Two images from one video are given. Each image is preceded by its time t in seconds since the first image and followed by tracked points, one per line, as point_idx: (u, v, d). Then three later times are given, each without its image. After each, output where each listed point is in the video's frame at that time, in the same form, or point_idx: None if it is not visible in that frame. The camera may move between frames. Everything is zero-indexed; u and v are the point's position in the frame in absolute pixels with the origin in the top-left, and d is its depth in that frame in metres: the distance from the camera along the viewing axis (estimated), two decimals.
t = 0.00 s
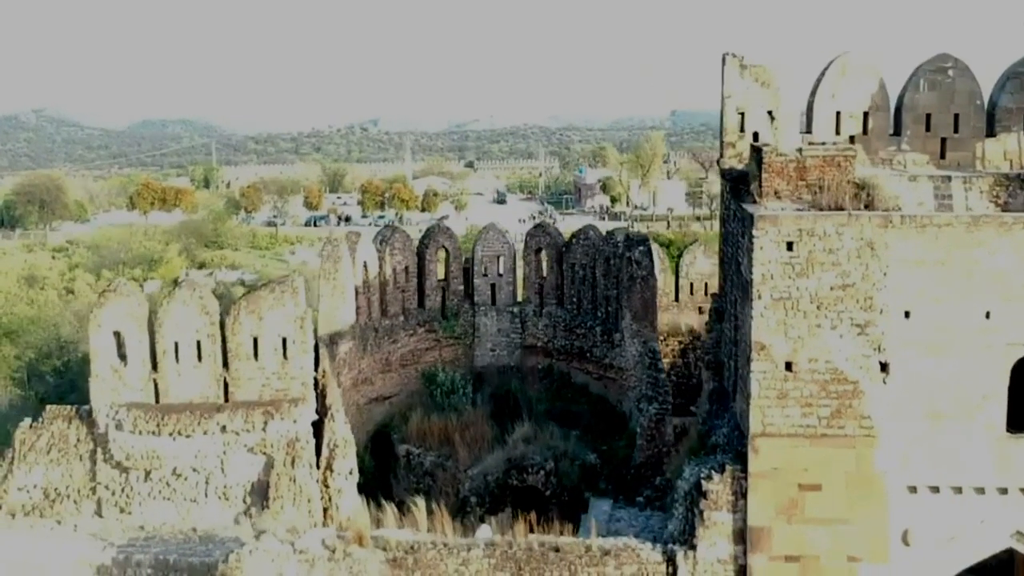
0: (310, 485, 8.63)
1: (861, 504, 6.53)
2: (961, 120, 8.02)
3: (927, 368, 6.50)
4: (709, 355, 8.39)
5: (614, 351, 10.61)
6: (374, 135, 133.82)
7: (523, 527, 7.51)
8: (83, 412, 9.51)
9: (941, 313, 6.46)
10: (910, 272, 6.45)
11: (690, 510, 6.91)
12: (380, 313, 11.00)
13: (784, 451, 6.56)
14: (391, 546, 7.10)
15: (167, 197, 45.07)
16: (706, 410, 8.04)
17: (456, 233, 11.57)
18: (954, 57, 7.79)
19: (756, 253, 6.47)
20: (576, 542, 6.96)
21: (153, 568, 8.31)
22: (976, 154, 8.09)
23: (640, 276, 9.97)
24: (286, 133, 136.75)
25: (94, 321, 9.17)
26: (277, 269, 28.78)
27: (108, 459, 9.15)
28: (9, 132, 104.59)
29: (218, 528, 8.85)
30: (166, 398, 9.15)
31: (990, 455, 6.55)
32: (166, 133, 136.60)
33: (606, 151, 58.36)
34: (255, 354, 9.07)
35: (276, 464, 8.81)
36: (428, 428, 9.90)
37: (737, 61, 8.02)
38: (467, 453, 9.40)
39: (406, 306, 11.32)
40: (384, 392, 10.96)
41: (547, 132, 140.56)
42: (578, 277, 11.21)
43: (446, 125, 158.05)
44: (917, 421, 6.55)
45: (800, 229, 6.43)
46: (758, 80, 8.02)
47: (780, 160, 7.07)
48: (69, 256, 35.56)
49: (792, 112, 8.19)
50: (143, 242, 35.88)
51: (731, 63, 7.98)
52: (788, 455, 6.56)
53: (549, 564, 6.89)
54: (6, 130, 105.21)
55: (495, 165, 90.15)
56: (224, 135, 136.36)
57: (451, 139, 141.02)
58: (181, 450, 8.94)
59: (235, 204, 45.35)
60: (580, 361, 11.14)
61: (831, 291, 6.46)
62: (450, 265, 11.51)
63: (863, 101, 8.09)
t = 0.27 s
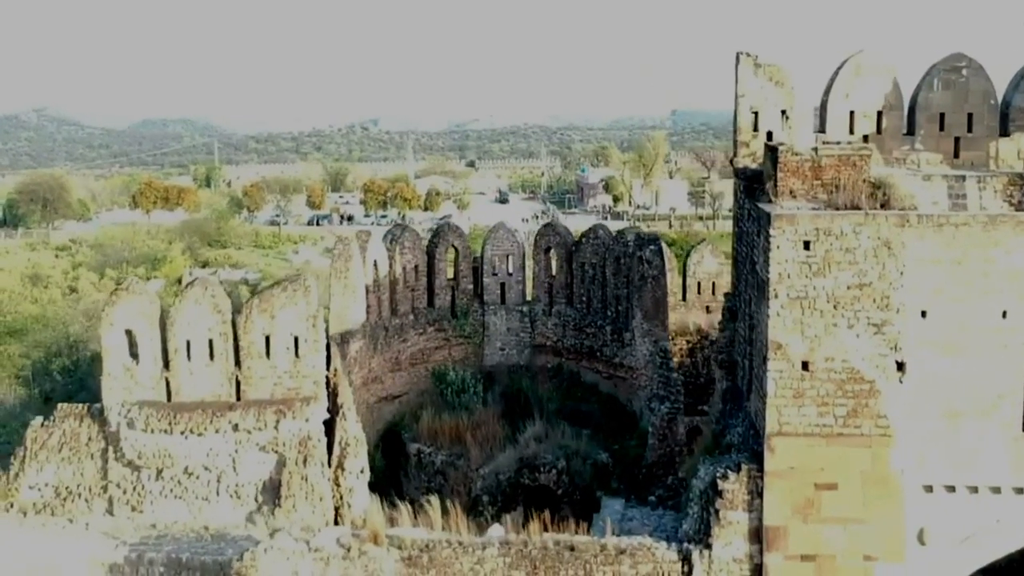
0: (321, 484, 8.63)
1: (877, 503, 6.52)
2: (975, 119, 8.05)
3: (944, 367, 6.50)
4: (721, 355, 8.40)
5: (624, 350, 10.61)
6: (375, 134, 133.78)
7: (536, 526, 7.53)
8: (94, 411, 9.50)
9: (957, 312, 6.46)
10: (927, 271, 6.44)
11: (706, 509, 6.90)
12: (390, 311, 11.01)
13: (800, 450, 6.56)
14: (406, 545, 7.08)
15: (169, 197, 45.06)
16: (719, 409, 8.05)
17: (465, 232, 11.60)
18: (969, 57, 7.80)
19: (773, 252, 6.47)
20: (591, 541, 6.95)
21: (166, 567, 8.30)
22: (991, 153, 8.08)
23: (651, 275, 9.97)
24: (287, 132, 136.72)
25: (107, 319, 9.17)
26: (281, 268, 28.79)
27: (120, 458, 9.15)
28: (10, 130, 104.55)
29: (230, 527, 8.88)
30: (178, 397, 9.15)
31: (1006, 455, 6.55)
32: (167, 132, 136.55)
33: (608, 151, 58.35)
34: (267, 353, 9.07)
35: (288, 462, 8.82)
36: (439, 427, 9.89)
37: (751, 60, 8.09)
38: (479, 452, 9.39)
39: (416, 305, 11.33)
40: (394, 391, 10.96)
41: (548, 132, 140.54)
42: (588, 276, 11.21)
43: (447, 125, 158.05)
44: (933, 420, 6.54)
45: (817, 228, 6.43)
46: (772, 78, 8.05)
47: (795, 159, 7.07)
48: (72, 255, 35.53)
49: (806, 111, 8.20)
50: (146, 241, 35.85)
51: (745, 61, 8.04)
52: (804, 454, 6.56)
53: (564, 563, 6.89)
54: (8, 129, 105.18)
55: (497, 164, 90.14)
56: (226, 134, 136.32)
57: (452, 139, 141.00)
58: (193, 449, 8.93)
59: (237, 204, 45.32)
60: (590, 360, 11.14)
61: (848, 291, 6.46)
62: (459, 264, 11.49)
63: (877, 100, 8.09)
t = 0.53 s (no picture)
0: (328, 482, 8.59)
1: (885, 501, 6.52)
2: (982, 118, 8.05)
3: (952, 365, 6.50)
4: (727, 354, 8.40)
5: (629, 349, 10.61)
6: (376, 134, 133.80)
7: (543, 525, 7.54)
8: (99, 410, 9.48)
9: (965, 310, 6.46)
10: (935, 269, 6.44)
11: (713, 508, 6.90)
12: (395, 311, 11.00)
13: (808, 448, 6.57)
14: (413, 543, 7.04)
15: (171, 196, 45.18)
16: (726, 408, 8.05)
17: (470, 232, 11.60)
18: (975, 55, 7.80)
19: (781, 250, 6.47)
20: (599, 539, 6.94)
21: (172, 566, 8.30)
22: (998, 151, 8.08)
23: (656, 274, 9.96)
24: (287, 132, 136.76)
25: (113, 319, 9.16)
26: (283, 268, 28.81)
27: (126, 458, 9.15)
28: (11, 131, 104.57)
29: (236, 526, 8.92)
30: (184, 396, 9.15)
31: (1014, 453, 6.54)
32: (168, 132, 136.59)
33: (608, 150, 58.34)
34: (273, 352, 9.06)
35: (294, 461, 8.82)
36: (445, 426, 9.89)
37: (758, 59, 8.02)
38: (484, 450, 9.39)
39: (420, 305, 11.32)
40: (398, 390, 10.96)
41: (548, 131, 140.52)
42: (593, 275, 11.21)
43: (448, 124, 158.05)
44: (941, 418, 6.54)
45: (825, 226, 6.44)
46: (778, 77, 7.97)
47: (803, 158, 7.08)
48: (73, 255, 35.54)
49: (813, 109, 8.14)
50: (148, 241, 35.86)
51: (752, 61, 7.98)
52: (812, 453, 6.57)
53: (571, 562, 6.89)
54: (8, 130, 105.21)
55: (498, 164, 90.15)
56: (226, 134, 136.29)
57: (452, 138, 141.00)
58: (199, 448, 8.93)
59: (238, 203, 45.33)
60: (595, 359, 11.14)
61: (856, 289, 6.46)
62: (464, 263, 11.49)
63: (883, 98, 8.10)
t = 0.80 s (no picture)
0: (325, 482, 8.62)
1: (881, 499, 6.53)
2: (978, 116, 8.07)
3: (948, 363, 6.49)
4: (724, 353, 8.40)
5: (627, 348, 10.61)
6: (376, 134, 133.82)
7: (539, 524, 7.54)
8: (97, 410, 9.48)
9: (961, 308, 6.45)
10: (931, 267, 6.44)
11: (710, 507, 6.90)
12: (393, 310, 10.98)
13: (804, 447, 6.57)
14: (410, 542, 7.01)
15: (170, 196, 45.26)
16: (723, 407, 8.04)
17: (467, 231, 11.60)
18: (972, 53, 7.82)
19: (778, 248, 6.46)
20: (595, 538, 6.94)
21: (170, 566, 8.30)
22: (994, 150, 8.09)
23: (654, 273, 9.95)
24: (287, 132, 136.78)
25: (110, 318, 9.15)
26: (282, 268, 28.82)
27: (123, 458, 9.14)
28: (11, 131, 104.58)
29: (233, 526, 8.94)
30: (181, 396, 9.14)
31: (1011, 451, 6.54)
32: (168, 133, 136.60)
33: (608, 149, 58.35)
34: (270, 352, 9.05)
35: (291, 460, 8.82)
36: (442, 425, 9.88)
37: (755, 57, 8.02)
38: (482, 450, 9.39)
39: (418, 304, 11.30)
40: (396, 389, 10.96)
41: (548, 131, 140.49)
42: (591, 275, 11.20)
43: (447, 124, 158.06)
44: (937, 417, 6.53)
45: (821, 225, 6.43)
46: (775, 75, 7.97)
47: (799, 156, 7.07)
48: (73, 255, 35.53)
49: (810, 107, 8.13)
50: (147, 241, 35.85)
51: (749, 58, 7.98)
52: (808, 451, 6.56)
53: (568, 560, 6.88)
54: (8, 130, 105.20)
55: (497, 163, 90.15)
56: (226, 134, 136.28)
57: (452, 138, 141.03)
58: (197, 447, 8.93)
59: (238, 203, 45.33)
60: (593, 359, 11.14)
61: (852, 287, 6.46)
62: (461, 263, 11.48)
63: (880, 97, 8.09)
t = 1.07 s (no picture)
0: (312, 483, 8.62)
1: (864, 500, 6.55)
2: (966, 117, 8.06)
3: (931, 365, 6.49)
4: (710, 354, 8.42)
5: (617, 349, 10.60)
6: (376, 134, 133.88)
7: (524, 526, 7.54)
8: (86, 410, 9.51)
9: (944, 310, 6.45)
10: (914, 269, 6.43)
11: (693, 508, 6.92)
12: (383, 310, 10.97)
13: (787, 448, 6.58)
14: (394, 544, 7.06)
15: (169, 197, 45.33)
16: (709, 408, 8.04)
17: (459, 232, 11.59)
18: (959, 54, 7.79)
19: (760, 250, 6.47)
20: (579, 539, 6.95)
21: (157, 566, 8.30)
22: (982, 151, 8.09)
23: (643, 274, 9.93)
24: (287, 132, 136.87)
25: (98, 319, 9.16)
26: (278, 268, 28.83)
27: (112, 458, 9.16)
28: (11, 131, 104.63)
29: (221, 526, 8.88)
30: (169, 396, 9.15)
31: (994, 452, 6.53)
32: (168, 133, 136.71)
33: (607, 150, 58.33)
34: (259, 352, 9.06)
35: (279, 461, 8.83)
36: (431, 426, 9.87)
37: (742, 59, 8.03)
38: (470, 450, 9.39)
39: (409, 305, 11.30)
40: (387, 390, 10.96)
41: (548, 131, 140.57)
42: (581, 275, 11.19)
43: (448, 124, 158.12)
44: (921, 418, 6.53)
45: (804, 226, 6.43)
46: (762, 77, 7.97)
47: (784, 158, 7.09)
48: (71, 255, 35.55)
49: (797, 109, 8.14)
50: (146, 241, 35.87)
51: (736, 60, 8.00)
52: (791, 453, 6.58)
53: (552, 561, 6.88)
54: (9, 130, 105.25)
55: (497, 164, 90.15)
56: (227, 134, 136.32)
57: (453, 139, 141.11)
58: (185, 448, 8.96)
59: (236, 204, 45.34)
60: (583, 359, 11.13)
61: (835, 289, 6.46)
62: (453, 264, 11.49)
63: (867, 98, 8.09)
